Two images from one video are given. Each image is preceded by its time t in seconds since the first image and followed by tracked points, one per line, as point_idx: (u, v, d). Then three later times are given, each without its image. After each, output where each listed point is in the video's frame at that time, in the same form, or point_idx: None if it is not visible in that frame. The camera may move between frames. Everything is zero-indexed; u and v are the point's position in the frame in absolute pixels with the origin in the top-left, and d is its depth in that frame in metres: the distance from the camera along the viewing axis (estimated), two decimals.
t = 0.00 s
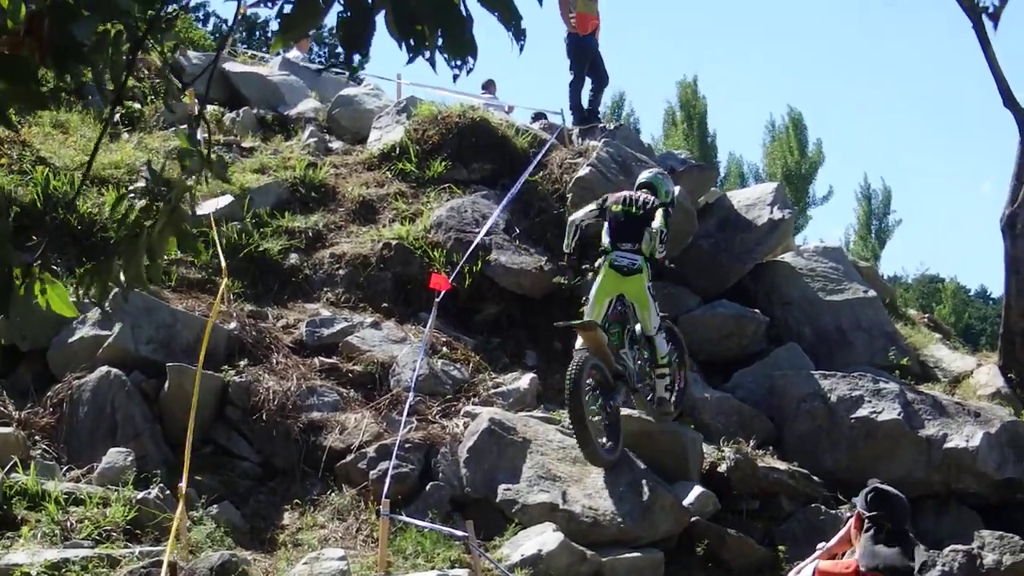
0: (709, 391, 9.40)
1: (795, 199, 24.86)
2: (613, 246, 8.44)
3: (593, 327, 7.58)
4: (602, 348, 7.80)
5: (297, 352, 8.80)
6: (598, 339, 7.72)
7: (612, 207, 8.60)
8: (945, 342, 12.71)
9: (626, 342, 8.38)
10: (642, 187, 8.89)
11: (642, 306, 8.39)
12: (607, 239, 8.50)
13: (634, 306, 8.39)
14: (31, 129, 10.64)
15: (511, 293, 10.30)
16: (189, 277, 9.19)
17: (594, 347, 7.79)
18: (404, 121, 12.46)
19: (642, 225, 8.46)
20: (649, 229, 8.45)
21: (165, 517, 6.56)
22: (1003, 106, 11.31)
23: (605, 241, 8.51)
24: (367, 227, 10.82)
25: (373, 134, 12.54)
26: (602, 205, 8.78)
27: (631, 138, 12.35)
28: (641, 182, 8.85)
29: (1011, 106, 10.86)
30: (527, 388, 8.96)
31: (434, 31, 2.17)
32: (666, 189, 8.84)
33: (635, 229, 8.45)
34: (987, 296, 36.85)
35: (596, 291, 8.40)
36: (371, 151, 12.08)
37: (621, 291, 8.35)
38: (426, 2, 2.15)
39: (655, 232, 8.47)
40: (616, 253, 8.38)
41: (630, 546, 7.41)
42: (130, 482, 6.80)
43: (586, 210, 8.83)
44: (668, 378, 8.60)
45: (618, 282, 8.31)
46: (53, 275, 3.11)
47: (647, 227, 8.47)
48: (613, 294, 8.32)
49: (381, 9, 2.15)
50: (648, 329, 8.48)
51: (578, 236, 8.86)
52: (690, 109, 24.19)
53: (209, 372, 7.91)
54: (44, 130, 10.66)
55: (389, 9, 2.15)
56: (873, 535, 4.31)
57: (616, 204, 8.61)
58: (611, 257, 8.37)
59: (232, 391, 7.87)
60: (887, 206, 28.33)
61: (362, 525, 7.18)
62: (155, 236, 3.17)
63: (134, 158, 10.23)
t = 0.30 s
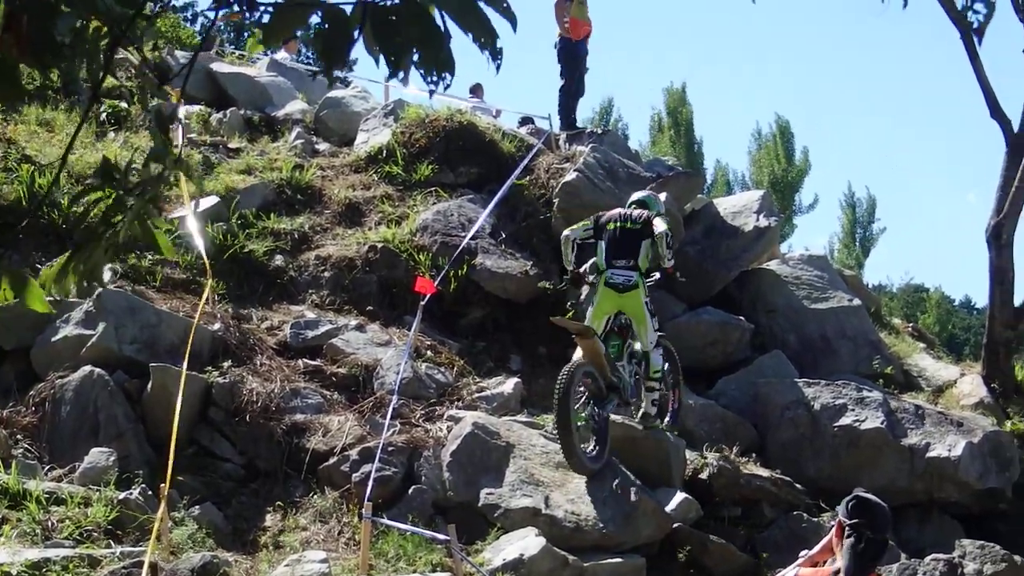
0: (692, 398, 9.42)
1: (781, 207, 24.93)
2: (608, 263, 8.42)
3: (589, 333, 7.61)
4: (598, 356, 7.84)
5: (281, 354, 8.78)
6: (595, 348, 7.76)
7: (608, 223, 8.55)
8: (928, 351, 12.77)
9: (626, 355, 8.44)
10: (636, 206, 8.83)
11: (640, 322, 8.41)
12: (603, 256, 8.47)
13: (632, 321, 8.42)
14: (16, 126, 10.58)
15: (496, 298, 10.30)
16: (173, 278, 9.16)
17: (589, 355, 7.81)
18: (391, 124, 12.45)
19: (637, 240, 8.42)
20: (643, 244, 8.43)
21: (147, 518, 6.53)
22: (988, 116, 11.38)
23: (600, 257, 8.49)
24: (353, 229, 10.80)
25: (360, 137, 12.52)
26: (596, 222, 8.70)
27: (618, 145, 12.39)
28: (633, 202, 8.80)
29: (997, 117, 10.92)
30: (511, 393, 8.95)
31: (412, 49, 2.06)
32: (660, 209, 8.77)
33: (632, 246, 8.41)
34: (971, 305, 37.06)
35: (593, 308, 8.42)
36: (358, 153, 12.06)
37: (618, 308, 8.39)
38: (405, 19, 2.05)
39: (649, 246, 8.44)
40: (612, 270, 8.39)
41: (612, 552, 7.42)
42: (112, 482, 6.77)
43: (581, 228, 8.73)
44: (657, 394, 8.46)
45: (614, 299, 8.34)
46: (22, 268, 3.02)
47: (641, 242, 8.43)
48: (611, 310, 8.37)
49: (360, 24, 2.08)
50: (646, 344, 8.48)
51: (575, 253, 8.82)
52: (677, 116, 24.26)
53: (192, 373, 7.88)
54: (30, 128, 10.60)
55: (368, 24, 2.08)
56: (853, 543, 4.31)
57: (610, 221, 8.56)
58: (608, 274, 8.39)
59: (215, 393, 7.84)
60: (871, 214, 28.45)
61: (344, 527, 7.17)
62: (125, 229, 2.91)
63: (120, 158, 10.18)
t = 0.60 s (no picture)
0: (673, 400, 9.47)
1: (761, 209, 25.06)
2: (587, 267, 8.41)
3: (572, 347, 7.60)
4: (580, 367, 7.85)
5: (262, 359, 8.77)
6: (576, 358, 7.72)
7: (584, 226, 8.54)
8: (908, 352, 12.86)
9: (602, 363, 8.46)
10: (609, 206, 8.92)
11: (619, 326, 8.44)
12: (581, 260, 8.46)
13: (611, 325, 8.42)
14: None
15: (477, 302, 10.32)
16: (154, 283, 9.13)
17: (569, 365, 7.78)
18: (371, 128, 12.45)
19: (614, 241, 8.46)
20: (621, 245, 8.47)
21: (129, 523, 6.52)
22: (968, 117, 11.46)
23: (579, 261, 8.47)
24: (333, 234, 10.80)
25: (340, 141, 12.51)
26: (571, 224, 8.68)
27: (598, 147, 12.44)
28: (607, 202, 8.89)
29: (976, 118, 11.01)
30: (493, 396, 8.97)
31: (379, 75, 2.13)
32: (633, 207, 8.92)
33: (610, 249, 8.44)
34: (951, 306, 37.34)
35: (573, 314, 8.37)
36: (338, 158, 12.06)
37: (598, 312, 8.38)
38: (373, 45, 2.12)
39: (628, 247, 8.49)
40: (591, 274, 8.38)
41: (595, 555, 7.45)
42: (94, 487, 6.75)
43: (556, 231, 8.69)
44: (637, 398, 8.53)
45: (596, 304, 8.33)
46: None
47: (619, 243, 8.47)
48: (591, 315, 8.34)
49: (329, 49, 2.15)
50: (624, 347, 8.53)
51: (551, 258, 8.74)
52: (656, 118, 24.34)
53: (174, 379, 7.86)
54: (8, 134, 10.56)
55: (336, 48, 2.14)
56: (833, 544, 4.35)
57: (587, 223, 8.56)
58: (588, 278, 8.37)
59: (196, 398, 7.82)
60: (850, 216, 28.62)
61: (326, 532, 7.17)
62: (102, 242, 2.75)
63: (98, 164, 10.15)
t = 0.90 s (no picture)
0: (662, 396, 9.51)
1: (749, 204, 25.11)
2: (561, 263, 8.44)
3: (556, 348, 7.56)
4: (564, 368, 7.76)
5: (250, 355, 8.77)
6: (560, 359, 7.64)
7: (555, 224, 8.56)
8: (896, 346, 12.92)
9: (586, 362, 8.44)
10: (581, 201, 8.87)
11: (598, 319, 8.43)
12: (555, 257, 8.49)
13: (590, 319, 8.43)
14: None
15: (465, 298, 10.34)
16: (142, 280, 9.12)
17: (552, 366, 7.71)
18: (358, 124, 12.44)
19: (587, 236, 8.47)
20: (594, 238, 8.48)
21: (118, 521, 6.52)
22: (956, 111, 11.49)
23: (553, 258, 8.51)
24: (321, 230, 10.80)
25: (327, 137, 12.51)
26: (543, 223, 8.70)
27: (585, 143, 12.48)
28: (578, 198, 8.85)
29: (964, 112, 11.04)
30: (481, 392, 8.98)
31: (378, 28, 2.14)
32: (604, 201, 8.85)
33: (583, 243, 8.45)
34: (939, 300, 37.49)
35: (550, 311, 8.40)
36: (326, 154, 12.06)
37: (575, 306, 8.40)
38: None
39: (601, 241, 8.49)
40: (566, 269, 8.41)
41: (584, 550, 7.48)
42: (83, 485, 6.75)
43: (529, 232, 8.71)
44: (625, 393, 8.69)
45: (572, 298, 8.35)
46: None
47: (593, 237, 8.48)
48: (568, 310, 8.36)
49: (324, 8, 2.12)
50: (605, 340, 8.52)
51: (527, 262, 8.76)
52: (643, 113, 24.36)
53: (162, 376, 7.85)
54: None
55: (332, 6, 2.11)
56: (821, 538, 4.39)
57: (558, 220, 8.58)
58: (563, 273, 8.41)
59: (185, 395, 7.82)
60: (838, 210, 28.71)
61: (315, 529, 7.18)
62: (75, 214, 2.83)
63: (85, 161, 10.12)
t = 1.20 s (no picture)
0: (654, 391, 9.53)
1: (741, 199, 25.14)
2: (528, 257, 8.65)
3: (538, 340, 7.69)
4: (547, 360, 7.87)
5: (243, 351, 8.77)
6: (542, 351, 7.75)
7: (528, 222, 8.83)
8: (889, 341, 12.96)
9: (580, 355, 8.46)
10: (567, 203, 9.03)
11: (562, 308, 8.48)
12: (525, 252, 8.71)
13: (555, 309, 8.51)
14: None
15: (457, 294, 10.34)
16: (135, 277, 9.12)
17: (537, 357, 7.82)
18: (351, 120, 12.43)
19: (558, 230, 8.63)
20: (565, 231, 8.63)
21: (111, 517, 6.53)
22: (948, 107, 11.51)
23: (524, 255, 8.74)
24: (314, 226, 10.80)
25: (319, 133, 12.50)
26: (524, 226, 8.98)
27: (577, 138, 12.51)
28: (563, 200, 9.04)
29: (957, 107, 11.06)
30: (474, 388, 8.99)
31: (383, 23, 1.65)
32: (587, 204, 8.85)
33: (548, 236, 8.63)
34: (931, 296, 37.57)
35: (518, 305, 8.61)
36: (318, 151, 12.06)
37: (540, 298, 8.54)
38: None
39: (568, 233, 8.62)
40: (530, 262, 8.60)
41: (577, 546, 7.51)
42: (76, 481, 6.75)
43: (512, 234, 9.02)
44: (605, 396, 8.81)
45: (534, 287, 8.51)
46: None
47: (561, 231, 8.64)
48: (530, 300, 8.52)
49: None
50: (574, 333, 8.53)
51: (507, 262, 8.94)
52: (634, 108, 24.38)
53: (155, 372, 7.86)
54: None
55: None
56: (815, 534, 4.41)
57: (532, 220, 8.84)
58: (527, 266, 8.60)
59: (178, 391, 7.82)
60: (830, 206, 28.77)
61: (308, 524, 7.20)
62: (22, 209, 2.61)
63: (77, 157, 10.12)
